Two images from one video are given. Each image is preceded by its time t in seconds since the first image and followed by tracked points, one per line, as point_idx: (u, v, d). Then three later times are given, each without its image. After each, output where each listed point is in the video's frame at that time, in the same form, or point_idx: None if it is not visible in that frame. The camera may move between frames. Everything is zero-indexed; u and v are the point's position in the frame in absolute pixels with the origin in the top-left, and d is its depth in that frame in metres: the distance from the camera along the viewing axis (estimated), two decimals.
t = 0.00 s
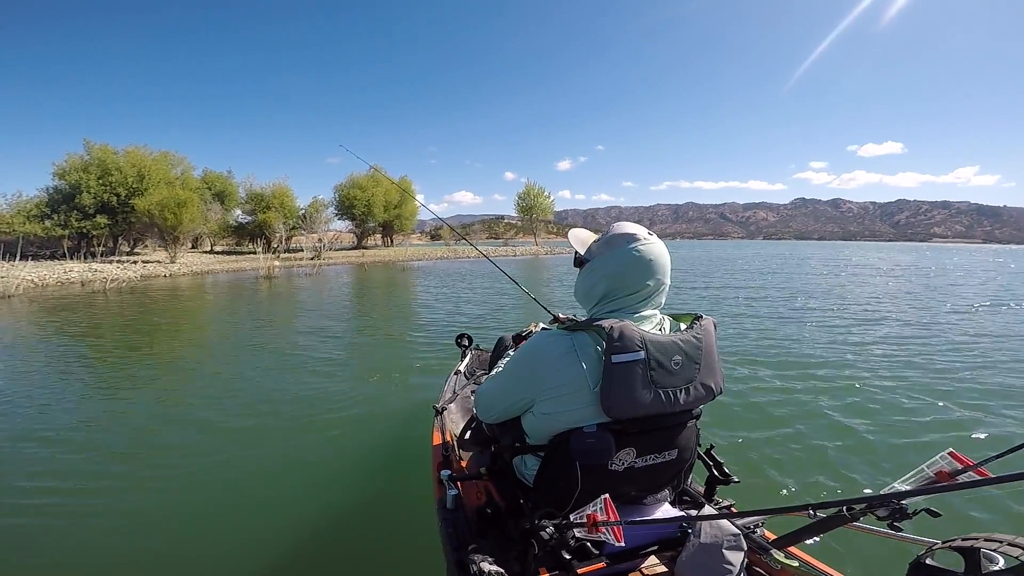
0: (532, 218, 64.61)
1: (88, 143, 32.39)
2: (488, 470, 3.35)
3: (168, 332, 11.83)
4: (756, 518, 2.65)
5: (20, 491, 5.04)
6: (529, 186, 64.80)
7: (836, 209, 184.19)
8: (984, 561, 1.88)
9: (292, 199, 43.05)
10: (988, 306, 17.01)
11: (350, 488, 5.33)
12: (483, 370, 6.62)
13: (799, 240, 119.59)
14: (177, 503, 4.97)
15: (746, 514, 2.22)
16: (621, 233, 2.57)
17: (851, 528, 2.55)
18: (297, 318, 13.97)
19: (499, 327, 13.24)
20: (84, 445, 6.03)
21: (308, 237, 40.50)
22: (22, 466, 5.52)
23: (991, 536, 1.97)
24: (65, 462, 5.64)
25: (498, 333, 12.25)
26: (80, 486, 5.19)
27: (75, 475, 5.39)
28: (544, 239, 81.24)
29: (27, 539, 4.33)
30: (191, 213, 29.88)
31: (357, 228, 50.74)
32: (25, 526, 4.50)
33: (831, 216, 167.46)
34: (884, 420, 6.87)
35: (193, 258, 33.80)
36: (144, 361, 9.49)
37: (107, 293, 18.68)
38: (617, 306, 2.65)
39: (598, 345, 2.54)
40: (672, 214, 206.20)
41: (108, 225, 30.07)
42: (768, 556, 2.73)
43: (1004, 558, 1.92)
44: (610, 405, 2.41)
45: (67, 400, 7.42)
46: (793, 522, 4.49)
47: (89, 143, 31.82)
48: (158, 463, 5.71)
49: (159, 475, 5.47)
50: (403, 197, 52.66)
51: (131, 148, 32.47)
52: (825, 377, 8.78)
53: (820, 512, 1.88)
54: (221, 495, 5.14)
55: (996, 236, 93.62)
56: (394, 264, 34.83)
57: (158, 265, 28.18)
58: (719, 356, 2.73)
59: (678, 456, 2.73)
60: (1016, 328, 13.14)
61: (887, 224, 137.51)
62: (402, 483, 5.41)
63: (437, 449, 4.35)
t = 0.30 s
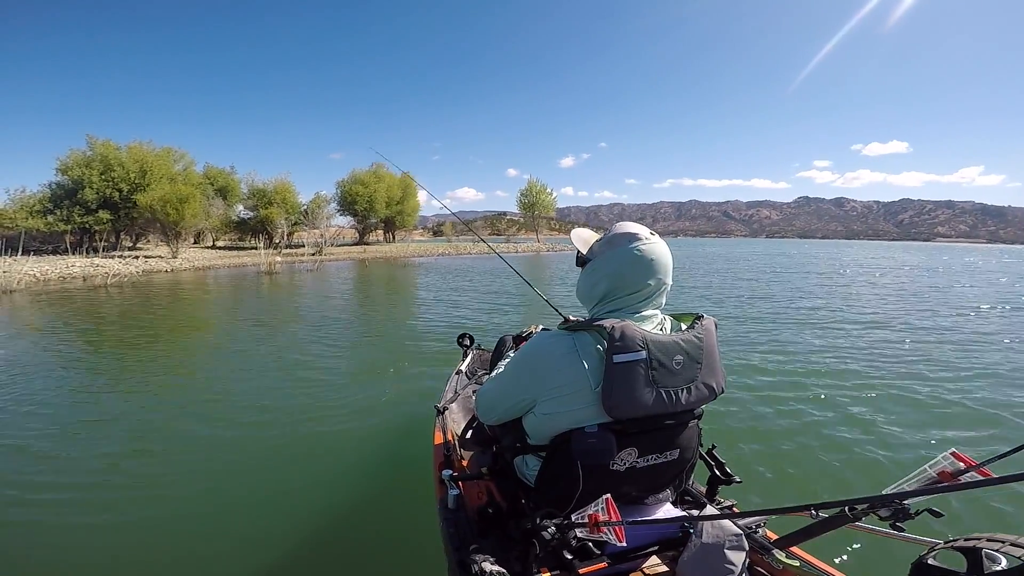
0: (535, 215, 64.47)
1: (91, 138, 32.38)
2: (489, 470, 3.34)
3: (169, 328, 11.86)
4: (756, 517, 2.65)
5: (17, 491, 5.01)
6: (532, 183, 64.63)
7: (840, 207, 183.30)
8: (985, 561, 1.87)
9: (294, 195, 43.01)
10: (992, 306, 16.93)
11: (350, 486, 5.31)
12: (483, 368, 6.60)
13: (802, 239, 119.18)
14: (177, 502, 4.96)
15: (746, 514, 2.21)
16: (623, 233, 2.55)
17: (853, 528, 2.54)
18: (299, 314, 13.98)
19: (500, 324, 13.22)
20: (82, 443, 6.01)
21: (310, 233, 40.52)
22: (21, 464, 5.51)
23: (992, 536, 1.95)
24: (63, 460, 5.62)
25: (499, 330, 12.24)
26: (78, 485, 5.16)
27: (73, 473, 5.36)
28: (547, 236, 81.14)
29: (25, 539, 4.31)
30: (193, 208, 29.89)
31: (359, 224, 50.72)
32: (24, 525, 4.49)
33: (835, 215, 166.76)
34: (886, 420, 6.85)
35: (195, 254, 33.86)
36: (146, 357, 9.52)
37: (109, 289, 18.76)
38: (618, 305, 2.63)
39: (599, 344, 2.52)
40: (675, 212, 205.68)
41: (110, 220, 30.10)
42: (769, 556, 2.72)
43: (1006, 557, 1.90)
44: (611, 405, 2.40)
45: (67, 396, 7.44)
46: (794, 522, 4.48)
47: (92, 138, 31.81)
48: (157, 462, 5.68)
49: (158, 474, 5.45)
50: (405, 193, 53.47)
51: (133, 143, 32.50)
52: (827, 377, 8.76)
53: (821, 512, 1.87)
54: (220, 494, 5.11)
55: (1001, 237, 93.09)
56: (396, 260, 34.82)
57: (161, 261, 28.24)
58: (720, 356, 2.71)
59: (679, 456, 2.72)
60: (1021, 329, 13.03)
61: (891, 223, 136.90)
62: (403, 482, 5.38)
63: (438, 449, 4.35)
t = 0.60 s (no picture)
0: (537, 216, 64.51)
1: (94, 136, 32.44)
2: (490, 470, 3.34)
3: (170, 327, 11.87)
4: (756, 517, 2.65)
5: (13, 491, 4.96)
6: (534, 184, 64.64)
7: (842, 209, 183.20)
8: (987, 561, 1.86)
9: (296, 194, 43.05)
10: (992, 309, 16.94)
11: (349, 486, 5.29)
12: (483, 368, 6.60)
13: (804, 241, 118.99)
14: (175, 502, 4.92)
15: (747, 514, 2.20)
16: (621, 230, 2.56)
17: (854, 528, 2.53)
18: (299, 313, 13.98)
19: (500, 324, 13.22)
20: (79, 442, 5.98)
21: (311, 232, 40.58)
22: (18, 463, 5.47)
23: (994, 535, 1.94)
24: (60, 460, 5.57)
25: (499, 330, 12.25)
26: (74, 485, 5.11)
27: (69, 474, 5.31)
28: (548, 237, 81.17)
29: (22, 540, 4.27)
30: (195, 207, 29.93)
31: (360, 224, 50.78)
32: (21, 525, 4.45)
33: (837, 217, 166.54)
34: (885, 421, 6.85)
35: (196, 252, 33.91)
36: (146, 355, 9.52)
37: (109, 287, 18.75)
38: (617, 304, 2.63)
39: (600, 343, 2.52)
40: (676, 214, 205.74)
41: (112, 218, 30.14)
42: (770, 555, 2.72)
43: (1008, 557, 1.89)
44: (611, 405, 2.39)
45: (67, 394, 7.44)
46: (794, 523, 4.48)
47: (94, 136, 31.86)
48: (154, 462, 5.64)
49: (156, 474, 5.41)
50: (407, 194, 54.24)
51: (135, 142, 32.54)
52: (827, 378, 8.75)
53: (821, 512, 1.86)
54: (218, 495, 5.07)
55: (1004, 240, 92.88)
56: (397, 260, 34.84)
57: (162, 259, 28.26)
58: (720, 357, 2.71)
59: (680, 456, 2.71)
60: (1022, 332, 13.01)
61: (893, 225, 136.70)
62: (401, 482, 5.36)
63: (438, 449, 4.35)
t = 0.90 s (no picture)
0: (537, 216, 64.54)
1: (95, 140, 32.56)
2: (488, 467, 3.36)
3: (171, 329, 11.91)
4: (753, 514, 2.67)
5: (12, 494, 4.96)
6: (534, 184, 64.63)
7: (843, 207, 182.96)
8: (982, 558, 1.87)
9: (297, 197, 43.15)
10: (994, 306, 16.90)
11: (349, 487, 5.33)
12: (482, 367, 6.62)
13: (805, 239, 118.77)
14: (175, 503, 4.95)
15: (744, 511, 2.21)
16: (610, 226, 2.60)
17: (850, 526, 2.54)
18: (300, 315, 14.04)
19: (501, 325, 13.26)
20: (84, 444, 6.04)
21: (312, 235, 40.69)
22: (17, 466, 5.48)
23: (989, 532, 1.95)
24: (59, 463, 5.58)
25: (500, 330, 12.27)
26: (73, 488, 5.12)
27: (68, 477, 5.32)
28: (549, 237, 81.16)
29: (23, 541, 4.29)
30: (196, 210, 30.04)
31: (361, 226, 50.87)
32: (31, 524, 4.53)
33: (838, 215, 166.09)
34: (884, 420, 6.86)
35: (198, 255, 34.01)
36: (148, 357, 9.58)
37: (111, 289, 18.83)
38: (611, 300, 2.64)
39: (596, 340, 2.54)
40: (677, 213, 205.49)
41: (113, 222, 30.26)
42: (767, 552, 2.74)
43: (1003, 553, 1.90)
44: (608, 401, 2.41)
45: (69, 396, 7.48)
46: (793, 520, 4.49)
47: (96, 140, 31.99)
48: (154, 464, 5.65)
49: (155, 476, 5.42)
50: (408, 196, 54.26)
51: (136, 145, 32.66)
52: (827, 377, 8.75)
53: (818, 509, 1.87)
54: (218, 496, 5.10)
55: (1006, 237, 92.56)
56: (398, 262, 34.89)
57: (163, 262, 28.35)
58: (717, 353, 2.72)
59: (677, 453, 2.73)
60: None
61: (895, 223, 136.46)
62: (400, 482, 5.40)
63: (437, 445, 4.37)
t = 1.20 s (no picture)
0: (537, 217, 64.58)
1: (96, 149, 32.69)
2: (486, 469, 3.38)
3: (173, 336, 11.97)
4: (752, 517, 2.68)
5: (12, 505, 4.94)
6: (533, 185, 64.64)
7: (846, 203, 182.36)
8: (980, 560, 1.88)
9: (297, 202, 43.30)
10: (996, 299, 16.84)
11: (350, 490, 5.34)
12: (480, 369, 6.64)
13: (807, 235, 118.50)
14: (176, 511, 4.93)
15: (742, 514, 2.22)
16: (598, 230, 2.63)
17: (849, 527, 2.56)
18: (301, 320, 14.08)
19: (501, 326, 13.29)
20: (89, 451, 6.10)
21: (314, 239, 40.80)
22: (18, 476, 5.48)
23: (987, 534, 1.96)
24: (61, 472, 5.60)
25: (500, 332, 12.30)
26: (73, 499, 5.08)
27: (68, 487, 5.29)
28: (550, 238, 81.14)
29: (29, 549, 4.32)
30: (197, 217, 30.17)
31: (362, 230, 51.01)
32: (41, 530, 4.59)
33: (840, 210, 165.57)
34: (885, 416, 6.85)
35: (200, 262, 34.17)
36: (151, 365, 9.63)
37: (114, 298, 18.94)
38: (605, 303, 2.66)
39: (592, 343, 2.55)
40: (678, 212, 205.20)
41: (115, 230, 30.41)
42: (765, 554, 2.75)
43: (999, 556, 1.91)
44: (606, 404, 2.42)
45: (73, 405, 7.54)
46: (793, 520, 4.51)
47: (96, 149, 32.14)
48: (154, 472, 5.64)
49: (156, 484, 5.40)
50: (408, 199, 54.37)
51: (136, 153, 32.79)
52: (828, 373, 8.74)
53: (816, 511, 1.89)
54: (217, 503, 5.07)
55: (1010, 229, 92.13)
56: (399, 265, 34.96)
57: (165, 270, 28.50)
58: (714, 355, 2.73)
59: (675, 455, 2.74)
60: None
61: (898, 217, 135.76)
62: (399, 484, 5.43)
63: (435, 449, 4.39)
